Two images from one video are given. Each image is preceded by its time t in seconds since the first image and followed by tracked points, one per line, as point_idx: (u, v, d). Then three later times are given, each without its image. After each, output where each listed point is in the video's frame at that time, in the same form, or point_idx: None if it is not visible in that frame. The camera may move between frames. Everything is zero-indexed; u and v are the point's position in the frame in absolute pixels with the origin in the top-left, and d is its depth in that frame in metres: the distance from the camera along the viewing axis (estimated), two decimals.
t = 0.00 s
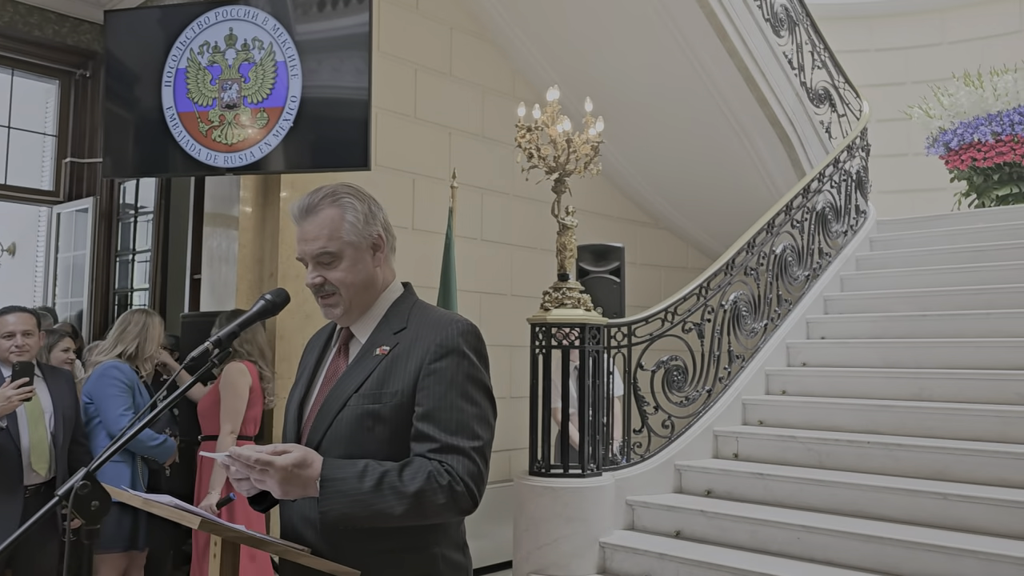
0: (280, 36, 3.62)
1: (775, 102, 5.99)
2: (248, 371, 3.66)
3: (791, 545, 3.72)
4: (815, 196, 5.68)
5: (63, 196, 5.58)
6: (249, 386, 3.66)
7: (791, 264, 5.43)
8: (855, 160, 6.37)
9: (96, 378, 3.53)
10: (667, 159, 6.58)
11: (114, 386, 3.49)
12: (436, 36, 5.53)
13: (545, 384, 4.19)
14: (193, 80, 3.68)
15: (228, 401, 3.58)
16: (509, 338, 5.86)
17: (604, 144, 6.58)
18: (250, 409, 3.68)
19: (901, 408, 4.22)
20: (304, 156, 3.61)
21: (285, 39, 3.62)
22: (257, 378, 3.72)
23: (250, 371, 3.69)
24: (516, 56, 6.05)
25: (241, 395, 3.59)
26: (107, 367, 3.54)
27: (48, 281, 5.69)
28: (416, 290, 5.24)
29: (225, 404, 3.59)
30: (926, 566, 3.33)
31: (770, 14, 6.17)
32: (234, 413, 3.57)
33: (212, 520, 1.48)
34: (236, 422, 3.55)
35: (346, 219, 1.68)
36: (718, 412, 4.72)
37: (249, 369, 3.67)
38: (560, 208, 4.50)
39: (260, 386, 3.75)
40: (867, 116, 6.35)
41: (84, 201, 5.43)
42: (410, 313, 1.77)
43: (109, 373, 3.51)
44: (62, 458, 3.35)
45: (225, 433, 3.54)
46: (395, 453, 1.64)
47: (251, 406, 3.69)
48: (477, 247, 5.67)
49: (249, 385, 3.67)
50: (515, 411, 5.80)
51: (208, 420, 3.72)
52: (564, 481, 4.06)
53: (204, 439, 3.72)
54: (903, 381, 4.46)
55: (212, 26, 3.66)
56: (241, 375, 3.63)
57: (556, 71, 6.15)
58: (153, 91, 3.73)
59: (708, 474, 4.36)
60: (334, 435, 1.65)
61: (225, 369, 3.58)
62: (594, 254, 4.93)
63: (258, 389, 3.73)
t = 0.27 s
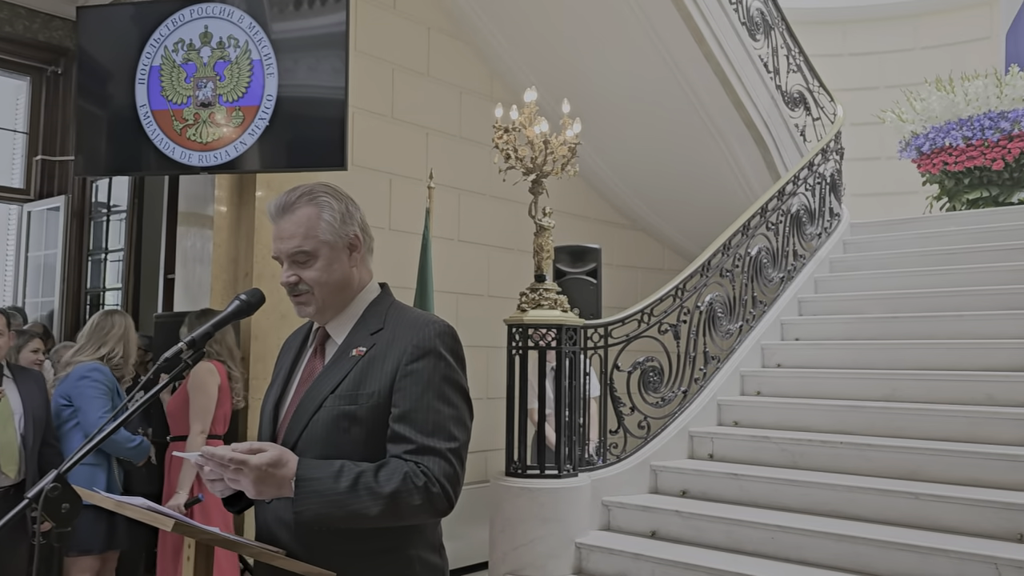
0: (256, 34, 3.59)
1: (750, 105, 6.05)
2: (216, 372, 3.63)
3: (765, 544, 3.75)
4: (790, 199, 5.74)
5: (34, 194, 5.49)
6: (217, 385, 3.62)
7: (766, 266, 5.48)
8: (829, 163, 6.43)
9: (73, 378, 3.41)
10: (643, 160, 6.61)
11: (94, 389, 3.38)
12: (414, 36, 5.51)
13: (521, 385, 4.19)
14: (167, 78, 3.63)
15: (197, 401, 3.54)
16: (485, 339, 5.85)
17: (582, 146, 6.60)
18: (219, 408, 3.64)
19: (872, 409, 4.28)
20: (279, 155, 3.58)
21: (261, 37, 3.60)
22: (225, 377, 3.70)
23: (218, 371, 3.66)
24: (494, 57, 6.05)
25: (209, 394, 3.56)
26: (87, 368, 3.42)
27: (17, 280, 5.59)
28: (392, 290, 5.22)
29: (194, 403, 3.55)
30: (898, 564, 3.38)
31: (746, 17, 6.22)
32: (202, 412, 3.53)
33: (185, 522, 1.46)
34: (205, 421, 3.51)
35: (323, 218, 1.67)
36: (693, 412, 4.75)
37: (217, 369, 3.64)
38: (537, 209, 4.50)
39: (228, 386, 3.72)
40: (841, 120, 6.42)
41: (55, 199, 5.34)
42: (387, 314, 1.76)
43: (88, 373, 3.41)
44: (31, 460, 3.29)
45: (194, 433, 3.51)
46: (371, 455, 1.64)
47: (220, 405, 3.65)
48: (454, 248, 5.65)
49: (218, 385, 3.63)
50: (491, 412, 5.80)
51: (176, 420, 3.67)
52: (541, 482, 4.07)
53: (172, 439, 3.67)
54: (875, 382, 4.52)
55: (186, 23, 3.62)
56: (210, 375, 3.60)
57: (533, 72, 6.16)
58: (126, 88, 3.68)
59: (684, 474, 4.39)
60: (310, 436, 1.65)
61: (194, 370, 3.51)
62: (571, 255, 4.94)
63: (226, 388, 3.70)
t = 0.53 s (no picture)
0: (235, 33, 3.57)
1: (729, 110, 6.10)
2: (193, 374, 3.60)
3: (743, 545, 3.78)
4: (768, 202, 5.79)
5: (7, 193, 5.42)
6: (193, 388, 3.59)
7: (744, 269, 5.53)
8: (807, 167, 6.50)
9: (51, 382, 3.40)
10: (623, 163, 6.64)
11: (73, 393, 3.39)
12: (394, 37, 5.50)
13: (501, 387, 4.19)
14: (145, 77, 3.60)
15: (173, 404, 3.51)
16: (465, 341, 5.85)
17: (562, 148, 6.62)
18: (195, 411, 3.62)
19: (848, 410, 4.33)
20: (258, 156, 3.56)
21: (240, 37, 3.58)
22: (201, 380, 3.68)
23: (194, 374, 3.63)
24: (475, 59, 6.05)
25: (186, 397, 3.53)
26: (65, 372, 3.41)
27: None
28: (371, 292, 5.21)
29: (170, 406, 3.51)
30: (873, 564, 3.42)
31: (725, 22, 6.27)
32: (179, 415, 3.50)
33: (164, 525, 1.45)
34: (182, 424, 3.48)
35: (301, 220, 1.67)
36: (672, 414, 4.78)
37: (193, 371, 3.61)
38: (517, 212, 4.51)
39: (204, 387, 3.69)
40: (819, 125, 6.48)
41: (30, 198, 5.28)
42: (365, 316, 1.76)
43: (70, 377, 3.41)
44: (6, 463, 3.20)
45: (169, 437, 3.48)
46: (350, 458, 1.63)
47: (196, 408, 3.63)
48: (434, 249, 5.65)
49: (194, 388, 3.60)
50: (471, 414, 5.80)
51: (151, 423, 3.63)
52: (520, 484, 4.07)
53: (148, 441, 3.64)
54: (851, 384, 4.57)
55: (165, 22, 3.59)
56: (187, 377, 3.57)
57: (514, 74, 6.17)
58: (103, 87, 3.64)
59: (663, 476, 4.41)
60: (288, 440, 1.64)
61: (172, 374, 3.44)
62: (551, 257, 4.95)
63: (202, 390, 3.66)
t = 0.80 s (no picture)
0: (216, 32, 3.55)
1: (710, 114, 6.15)
2: (174, 375, 3.57)
3: (721, 547, 3.80)
4: (748, 206, 5.83)
5: None
6: (174, 390, 3.57)
7: (724, 272, 5.57)
8: (786, 171, 6.55)
9: (26, 386, 3.33)
10: (605, 166, 6.66)
11: (49, 398, 3.33)
12: (376, 38, 5.49)
13: (482, 388, 4.19)
14: (124, 75, 3.57)
15: (154, 406, 3.49)
16: (446, 343, 5.84)
17: (544, 151, 6.63)
18: (175, 412, 3.60)
19: (826, 413, 4.37)
20: (238, 157, 3.53)
21: (221, 36, 3.55)
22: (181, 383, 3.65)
23: (174, 376, 3.59)
24: (457, 60, 6.05)
25: (166, 399, 3.51)
26: (41, 377, 3.35)
27: None
28: (352, 293, 5.19)
29: (151, 409, 3.49)
30: (849, 565, 3.45)
31: (706, 27, 6.32)
32: (159, 417, 3.48)
33: (142, 528, 1.44)
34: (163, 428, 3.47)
35: (277, 222, 1.66)
36: (652, 416, 4.80)
37: (173, 373, 3.57)
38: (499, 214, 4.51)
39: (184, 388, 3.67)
40: (798, 129, 6.54)
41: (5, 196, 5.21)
42: (343, 319, 1.75)
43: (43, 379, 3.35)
44: None
45: (152, 439, 3.47)
46: (329, 462, 1.63)
47: (176, 410, 3.60)
48: (415, 251, 5.64)
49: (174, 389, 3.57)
50: (452, 416, 5.79)
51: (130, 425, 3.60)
52: (501, 486, 4.07)
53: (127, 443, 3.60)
54: (829, 387, 4.62)
55: (144, 20, 3.56)
56: (167, 380, 3.54)
57: (496, 76, 6.17)
58: (81, 85, 3.60)
59: (643, 478, 4.43)
60: (267, 444, 1.63)
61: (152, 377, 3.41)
62: (533, 259, 4.97)
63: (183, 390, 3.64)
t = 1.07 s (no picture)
0: (199, 33, 3.54)
1: (694, 118, 6.18)
2: (157, 379, 3.55)
3: (703, 549, 3.82)
4: (731, 210, 5.87)
5: None
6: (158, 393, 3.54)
7: (707, 276, 5.60)
8: (769, 176, 6.60)
9: None
10: (589, 169, 6.68)
11: (21, 403, 3.29)
12: (361, 40, 5.48)
13: (465, 391, 4.19)
14: (106, 75, 3.54)
15: (137, 410, 3.46)
16: (430, 346, 5.84)
17: (528, 154, 6.64)
18: (158, 416, 3.57)
19: (807, 416, 4.40)
20: (221, 158, 3.51)
21: (205, 37, 3.54)
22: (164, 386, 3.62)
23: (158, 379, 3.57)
24: (442, 63, 6.05)
25: (149, 402, 3.48)
26: (13, 382, 3.32)
27: None
28: (335, 296, 5.17)
29: (133, 414, 3.46)
30: (829, 568, 3.48)
31: (690, 32, 6.36)
32: (142, 421, 3.46)
33: (119, 534, 1.43)
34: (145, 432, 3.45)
35: (258, 226, 1.66)
36: (635, 419, 4.81)
37: (157, 376, 3.56)
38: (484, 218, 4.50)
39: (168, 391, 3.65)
40: (781, 135, 6.58)
41: None
42: (327, 323, 1.75)
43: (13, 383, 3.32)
44: None
45: (134, 442, 3.44)
46: (311, 466, 1.63)
47: (160, 414, 3.58)
48: (399, 253, 5.63)
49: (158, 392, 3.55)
50: (435, 418, 5.78)
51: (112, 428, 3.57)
52: (484, 489, 4.07)
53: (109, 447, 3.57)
54: (810, 390, 4.65)
55: (127, 20, 3.53)
56: (150, 383, 3.52)
57: (481, 79, 6.18)
58: (62, 84, 3.57)
59: (626, 480, 4.45)
60: (248, 448, 1.63)
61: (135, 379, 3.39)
62: (517, 263, 4.97)
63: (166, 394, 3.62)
